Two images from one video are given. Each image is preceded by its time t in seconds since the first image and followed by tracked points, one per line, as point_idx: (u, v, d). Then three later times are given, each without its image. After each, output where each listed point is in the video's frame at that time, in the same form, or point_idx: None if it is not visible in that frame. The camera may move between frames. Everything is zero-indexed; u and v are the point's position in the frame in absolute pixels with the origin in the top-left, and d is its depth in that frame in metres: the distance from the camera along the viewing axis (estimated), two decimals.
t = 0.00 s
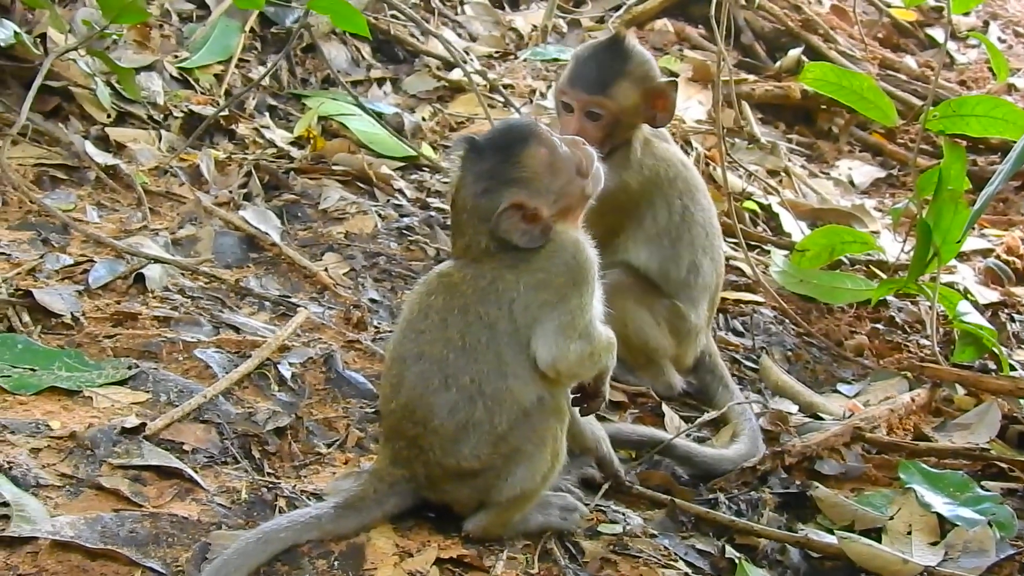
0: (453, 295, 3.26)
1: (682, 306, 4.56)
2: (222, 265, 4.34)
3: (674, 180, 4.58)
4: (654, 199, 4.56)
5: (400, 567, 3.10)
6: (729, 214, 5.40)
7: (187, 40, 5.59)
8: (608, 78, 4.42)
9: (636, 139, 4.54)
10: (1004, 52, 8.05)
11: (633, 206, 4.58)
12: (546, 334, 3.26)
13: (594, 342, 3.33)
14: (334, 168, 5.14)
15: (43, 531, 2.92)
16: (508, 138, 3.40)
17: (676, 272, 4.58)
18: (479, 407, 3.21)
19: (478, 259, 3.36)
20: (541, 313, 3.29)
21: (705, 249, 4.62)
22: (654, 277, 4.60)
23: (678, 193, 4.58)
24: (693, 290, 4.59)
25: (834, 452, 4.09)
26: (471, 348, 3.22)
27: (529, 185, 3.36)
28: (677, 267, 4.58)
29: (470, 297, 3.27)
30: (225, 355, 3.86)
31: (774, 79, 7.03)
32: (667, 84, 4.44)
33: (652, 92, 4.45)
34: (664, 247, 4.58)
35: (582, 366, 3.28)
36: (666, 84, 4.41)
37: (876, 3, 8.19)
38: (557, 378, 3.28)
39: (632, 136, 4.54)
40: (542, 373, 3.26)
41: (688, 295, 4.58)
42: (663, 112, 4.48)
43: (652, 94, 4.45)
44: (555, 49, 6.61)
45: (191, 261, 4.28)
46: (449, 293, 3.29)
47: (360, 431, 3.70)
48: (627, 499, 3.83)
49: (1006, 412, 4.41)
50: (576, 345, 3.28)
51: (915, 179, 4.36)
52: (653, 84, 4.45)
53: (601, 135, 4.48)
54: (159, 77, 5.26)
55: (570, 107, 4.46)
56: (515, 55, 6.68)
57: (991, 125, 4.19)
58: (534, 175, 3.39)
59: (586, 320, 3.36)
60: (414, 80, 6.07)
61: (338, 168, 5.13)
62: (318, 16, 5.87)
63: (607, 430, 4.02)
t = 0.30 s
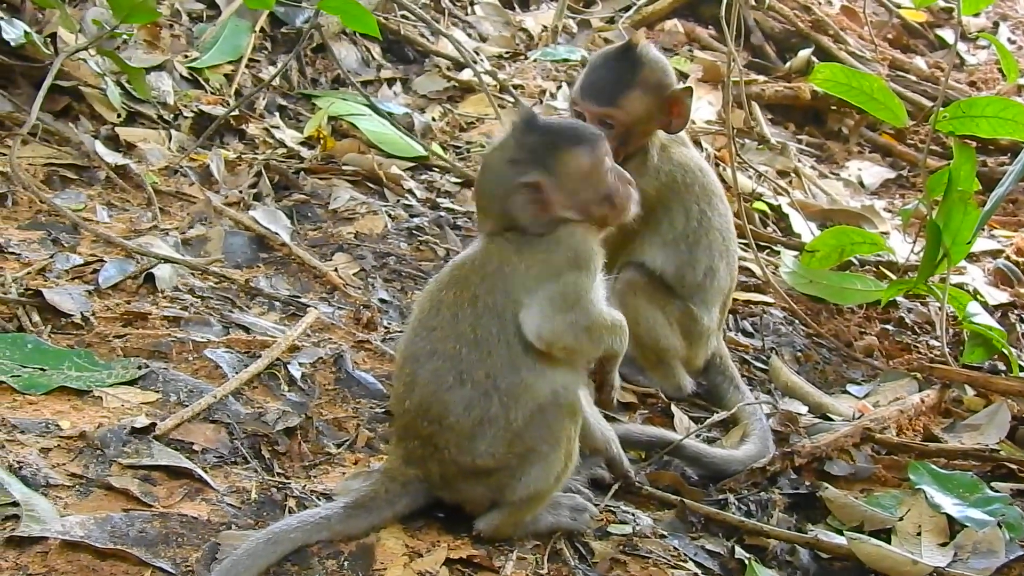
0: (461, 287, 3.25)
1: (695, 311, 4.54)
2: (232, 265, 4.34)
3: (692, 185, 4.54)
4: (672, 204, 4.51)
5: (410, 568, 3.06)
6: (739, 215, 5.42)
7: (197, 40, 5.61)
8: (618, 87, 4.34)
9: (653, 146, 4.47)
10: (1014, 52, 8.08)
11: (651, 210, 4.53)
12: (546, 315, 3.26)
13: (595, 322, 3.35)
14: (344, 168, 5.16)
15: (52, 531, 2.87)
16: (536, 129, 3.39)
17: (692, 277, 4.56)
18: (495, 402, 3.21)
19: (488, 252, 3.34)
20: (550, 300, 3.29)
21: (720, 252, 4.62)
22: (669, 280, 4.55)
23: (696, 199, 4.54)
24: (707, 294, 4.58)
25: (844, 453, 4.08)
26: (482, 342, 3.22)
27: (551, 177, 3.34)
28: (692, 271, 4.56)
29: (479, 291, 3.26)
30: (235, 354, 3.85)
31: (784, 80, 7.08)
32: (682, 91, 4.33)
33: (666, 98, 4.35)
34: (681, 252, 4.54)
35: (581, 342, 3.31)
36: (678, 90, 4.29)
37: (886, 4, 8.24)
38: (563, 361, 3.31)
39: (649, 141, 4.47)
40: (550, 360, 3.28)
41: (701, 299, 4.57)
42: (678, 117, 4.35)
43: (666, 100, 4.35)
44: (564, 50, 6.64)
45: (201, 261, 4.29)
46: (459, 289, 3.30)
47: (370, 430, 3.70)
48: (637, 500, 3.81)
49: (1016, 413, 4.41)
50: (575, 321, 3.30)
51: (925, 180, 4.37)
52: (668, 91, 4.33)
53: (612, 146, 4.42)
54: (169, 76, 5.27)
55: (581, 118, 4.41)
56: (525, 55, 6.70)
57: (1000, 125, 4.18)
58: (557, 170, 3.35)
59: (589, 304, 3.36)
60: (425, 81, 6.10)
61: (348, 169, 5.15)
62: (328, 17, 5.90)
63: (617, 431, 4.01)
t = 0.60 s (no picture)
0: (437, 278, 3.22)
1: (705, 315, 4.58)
2: (240, 265, 4.35)
3: (703, 190, 4.57)
4: (685, 209, 4.56)
5: (416, 568, 3.04)
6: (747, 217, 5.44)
7: (206, 39, 5.62)
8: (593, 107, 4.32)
9: (660, 153, 4.50)
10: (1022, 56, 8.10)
11: (661, 216, 4.57)
12: (491, 302, 3.14)
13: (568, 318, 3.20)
14: (352, 168, 5.16)
15: (60, 529, 2.87)
16: (539, 132, 3.37)
17: (704, 282, 4.60)
18: (485, 400, 3.18)
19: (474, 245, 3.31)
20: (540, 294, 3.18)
21: (733, 257, 4.66)
22: (680, 284, 4.61)
23: (707, 204, 4.58)
24: (717, 299, 4.63)
25: (851, 456, 4.08)
26: (461, 333, 3.20)
27: (526, 177, 3.29)
28: (704, 276, 4.60)
29: (460, 281, 3.23)
30: (242, 354, 3.85)
31: (793, 83, 7.11)
32: (660, 95, 4.27)
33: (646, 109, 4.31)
34: (694, 257, 4.58)
35: (546, 337, 3.17)
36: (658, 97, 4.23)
37: (894, 7, 8.27)
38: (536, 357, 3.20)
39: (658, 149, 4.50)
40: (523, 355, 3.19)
41: (712, 304, 4.62)
42: (668, 122, 4.31)
43: (647, 112, 4.31)
44: (573, 51, 6.66)
45: (209, 260, 4.29)
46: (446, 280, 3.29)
47: (377, 430, 3.71)
48: (643, 501, 3.79)
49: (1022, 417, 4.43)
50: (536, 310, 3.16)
51: (934, 184, 4.38)
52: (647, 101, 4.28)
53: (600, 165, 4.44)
54: (178, 76, 5.28)
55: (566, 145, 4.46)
56: (533, 56, 6.71)
57: (1008, 130, 4.19)
58: (538, 169, 3.30)
59: (572, 302, 3.25)
60: (433, 82, 6.11)
61: (356, 169, 5.15)
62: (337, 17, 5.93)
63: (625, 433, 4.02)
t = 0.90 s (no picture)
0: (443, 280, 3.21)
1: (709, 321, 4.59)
2: (244, 266, 4.35)
3: (706, 198, 4.55)
4: (690, 216, 4.55)
5: (419, 570, 3.03)
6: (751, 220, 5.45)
7: (210, 40, 5.63)
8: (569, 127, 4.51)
9: (659, 163, 4.50)
10: None
11: (664, 223, 4.59)
12: (491, 302, 3.09)
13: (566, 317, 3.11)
14: (357, 169, 5.16)
15: (63, 530, 2.85)
16: (558, 136, 3.33)
17: (710, 289, 4.59)
18: (489, 404, 3.19)
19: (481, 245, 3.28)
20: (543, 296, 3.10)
21: (740, 264, 4.63)
22: (686, 291, 4.61)
23: (712, 212, 4.56)
24: (723, 306, 4.62)
25: (853, 459, 4.09)
26: (465, 336, 3.18)
27: (542, 180, 3.26)
28: (709, 283, 4.59)
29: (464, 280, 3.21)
30: (247, 355, 3.85)
31: (797, 86, 7.12)
32: (630, 114, 4.36)
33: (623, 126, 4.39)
34: (699, 265, 4.57)
35: (543, 333, 3.08)
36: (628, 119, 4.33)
37: (899, 11, 8.28)
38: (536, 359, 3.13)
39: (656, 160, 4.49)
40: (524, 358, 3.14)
41: (717, 311, 4.61)
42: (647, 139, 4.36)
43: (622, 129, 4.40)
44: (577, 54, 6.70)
45: (213, 261, 4.29)
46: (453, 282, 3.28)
47: (381, 432, 3.71)
48: (646, 504, 3.79)
49: None
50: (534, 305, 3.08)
51: (938, 187, 4.38)
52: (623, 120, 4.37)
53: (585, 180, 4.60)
54: (182, 77, 5.28)
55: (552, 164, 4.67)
56: (538, 58, 6.71)
57: (1013, 134, 4.18)
58: (554, 173, 3.26)
59: (574, 306, 3.18)
60: (438, 83, 6.12)
61: (361, 170, 5.16)
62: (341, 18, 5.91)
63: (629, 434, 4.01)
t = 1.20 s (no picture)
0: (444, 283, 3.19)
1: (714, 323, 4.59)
2: (249, 268, 4.36)
3: (706, 199, 4.56)
4: (692, 218, 4.56)
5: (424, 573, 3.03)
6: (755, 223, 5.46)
7: (215, 42, 5.63)
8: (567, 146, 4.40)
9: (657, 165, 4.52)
10: None
11: (667, 226, 4.61)
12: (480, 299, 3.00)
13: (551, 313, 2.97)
14: (361, 172, 5.17)
15: (68, 532, 2.83)
16: (577, 140, 3.27)
17: (715, 290, 4.59)
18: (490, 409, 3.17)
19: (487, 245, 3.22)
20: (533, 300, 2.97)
21: (744, 264, 4.64)
22: (690, 293, 4.62)
23: (714, 212, 4.56)
24: (728, 308, 4.62)
25: (858, 462, 4.09)
26: (465, 339, 3.16)
27: (558, 181, 3.19)
28: (714, 284, 4.59)
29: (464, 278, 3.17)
30: (252, 357, 3.86)
31: (801, 89, 7.13)
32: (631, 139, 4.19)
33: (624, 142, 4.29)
34: (704, 266, 4.59)
35: (526, 326, 2.94)
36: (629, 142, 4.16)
37: (904, 14, 8.30)
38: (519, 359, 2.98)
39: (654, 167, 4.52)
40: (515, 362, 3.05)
41: (722, 312, 4.61)
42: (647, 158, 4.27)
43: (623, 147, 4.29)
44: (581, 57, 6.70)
45: (218, 264, 4.30)
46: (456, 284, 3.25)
47: (386, 435, 3.72)
48: (651, 507, 3.79)
49: None
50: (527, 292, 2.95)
51: (942, 190, 4.38)
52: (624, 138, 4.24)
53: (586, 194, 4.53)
54: (187, 79, 5.29)
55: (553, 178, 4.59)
56: (542, 60, 6.70)
57: (1018, 137, 4.18)
58: (570, 175, 3.19)
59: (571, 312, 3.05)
60: (442, 86, 6.13)
61: (365, 173, 5.16)
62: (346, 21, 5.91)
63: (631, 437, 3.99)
